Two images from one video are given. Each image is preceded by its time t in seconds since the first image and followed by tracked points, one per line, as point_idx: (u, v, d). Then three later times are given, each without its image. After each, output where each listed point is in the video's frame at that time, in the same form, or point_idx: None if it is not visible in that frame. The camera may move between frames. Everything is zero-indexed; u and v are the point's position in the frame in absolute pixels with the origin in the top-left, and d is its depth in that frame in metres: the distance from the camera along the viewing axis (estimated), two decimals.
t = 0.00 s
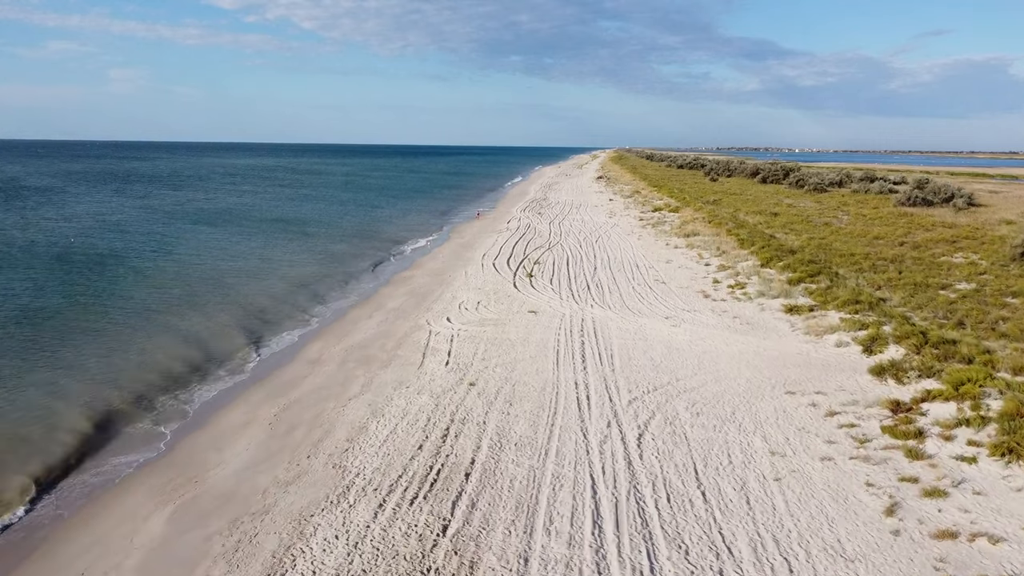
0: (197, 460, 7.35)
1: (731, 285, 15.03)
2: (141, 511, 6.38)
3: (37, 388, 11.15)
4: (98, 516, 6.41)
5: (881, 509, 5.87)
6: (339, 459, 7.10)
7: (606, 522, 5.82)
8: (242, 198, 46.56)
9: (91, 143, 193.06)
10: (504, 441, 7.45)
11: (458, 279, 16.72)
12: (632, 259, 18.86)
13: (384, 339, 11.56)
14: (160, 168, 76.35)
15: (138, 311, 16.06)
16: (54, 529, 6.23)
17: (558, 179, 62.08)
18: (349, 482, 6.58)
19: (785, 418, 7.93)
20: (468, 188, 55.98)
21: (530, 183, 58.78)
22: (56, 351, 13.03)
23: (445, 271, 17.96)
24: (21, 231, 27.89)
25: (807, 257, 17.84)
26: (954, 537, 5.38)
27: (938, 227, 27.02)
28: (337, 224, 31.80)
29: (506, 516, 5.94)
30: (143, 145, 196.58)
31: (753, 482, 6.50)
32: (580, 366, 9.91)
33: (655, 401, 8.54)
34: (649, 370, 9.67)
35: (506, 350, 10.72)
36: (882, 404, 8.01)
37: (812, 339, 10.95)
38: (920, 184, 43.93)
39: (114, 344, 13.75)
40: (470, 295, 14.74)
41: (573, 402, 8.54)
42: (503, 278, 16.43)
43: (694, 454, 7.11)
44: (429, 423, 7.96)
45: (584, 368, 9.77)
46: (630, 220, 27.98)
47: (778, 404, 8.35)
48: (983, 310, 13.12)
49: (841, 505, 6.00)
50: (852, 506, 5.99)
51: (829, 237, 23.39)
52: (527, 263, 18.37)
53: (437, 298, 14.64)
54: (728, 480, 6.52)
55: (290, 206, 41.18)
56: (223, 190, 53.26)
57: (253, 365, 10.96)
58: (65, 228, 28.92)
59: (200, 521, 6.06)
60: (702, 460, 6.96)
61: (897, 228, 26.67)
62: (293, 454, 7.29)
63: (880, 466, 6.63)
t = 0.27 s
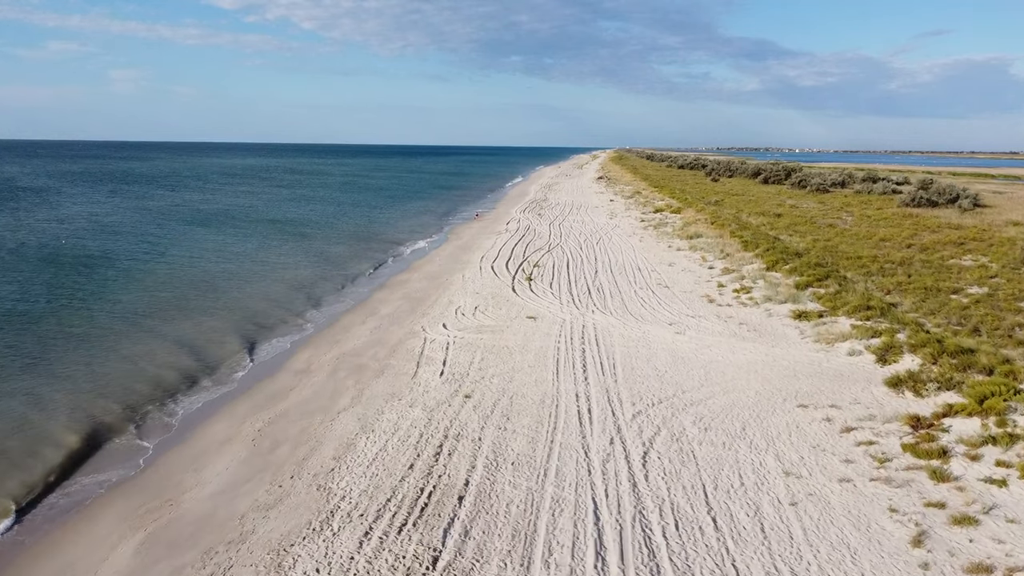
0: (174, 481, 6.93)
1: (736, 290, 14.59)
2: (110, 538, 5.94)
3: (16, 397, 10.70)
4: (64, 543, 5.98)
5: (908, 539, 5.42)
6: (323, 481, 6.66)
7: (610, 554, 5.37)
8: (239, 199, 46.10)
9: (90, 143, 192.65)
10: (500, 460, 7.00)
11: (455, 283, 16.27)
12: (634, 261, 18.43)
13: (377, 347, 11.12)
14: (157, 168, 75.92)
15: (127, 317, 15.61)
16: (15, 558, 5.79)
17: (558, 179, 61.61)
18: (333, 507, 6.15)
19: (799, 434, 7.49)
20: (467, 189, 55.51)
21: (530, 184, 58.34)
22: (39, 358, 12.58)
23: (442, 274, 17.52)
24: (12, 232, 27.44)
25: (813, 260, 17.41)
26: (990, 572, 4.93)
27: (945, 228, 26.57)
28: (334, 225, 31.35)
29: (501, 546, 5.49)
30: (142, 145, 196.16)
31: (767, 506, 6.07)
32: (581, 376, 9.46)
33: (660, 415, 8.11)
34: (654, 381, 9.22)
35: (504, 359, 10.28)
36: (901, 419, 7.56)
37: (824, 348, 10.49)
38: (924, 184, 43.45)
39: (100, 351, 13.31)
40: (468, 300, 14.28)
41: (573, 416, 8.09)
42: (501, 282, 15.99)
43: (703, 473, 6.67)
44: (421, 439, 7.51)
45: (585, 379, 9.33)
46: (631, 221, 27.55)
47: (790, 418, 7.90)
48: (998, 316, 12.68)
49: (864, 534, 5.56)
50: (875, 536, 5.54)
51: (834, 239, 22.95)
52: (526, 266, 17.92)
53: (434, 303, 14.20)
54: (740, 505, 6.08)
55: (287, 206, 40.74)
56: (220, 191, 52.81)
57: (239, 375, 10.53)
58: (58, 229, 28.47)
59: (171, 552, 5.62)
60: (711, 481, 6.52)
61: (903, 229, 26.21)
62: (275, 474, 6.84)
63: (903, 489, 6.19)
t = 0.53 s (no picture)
0: (147, 505, 6.50)
1: (742, 294, 14.15)
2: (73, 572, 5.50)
3: None
4: None
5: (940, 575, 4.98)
6: (306, 506, 6.20)
7: None
8: (235, 199, 45.65)
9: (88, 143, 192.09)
10: (496, 481, 6.55)
11: (452, 286, 15.82)
12: (636, 264, 17.99)
13: (369, 355, 10.68)
14: (155, 168, 75.49)
15: (114, 322, 15.17)
16: None
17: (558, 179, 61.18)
18: (316, 536, 5.70)
19: (815, 452, 7.05)
20: (466, 189, 55.07)
21: (530, 183, 57.92)
22: (20, 365, 12.13)
23: (439, 278, 17.07)
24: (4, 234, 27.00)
25: (820, 263, 16.96)
26: None
27: (952, 229, 26.12)
28: (331, 226, 30.92)
29: None
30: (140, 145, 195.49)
31: (783, 534, 5.62)
32: (582, 388, 9.00)
33: (667, 430, 7.67)
34: (658, 393, 8.77)
35: (501, 369, 9.84)
36: (923, 436, 7.11)
37: (836, 356, 10.04)
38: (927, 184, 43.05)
39: (84, 360, 12.86)
40: (465, 305, 13.84)
41: (575, 432, 7.65)
42: (500, 286, 15.56)
43: (714, 497, 6.23)
44: (412, 457, 7.06)
45: (587, 391, 8.89)
46: (632, 222, 27.11)
47: (804, 435, 7.44)
48: (1015, 321, 12.23)
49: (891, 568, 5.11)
50: (904, 570, 5.09)
51: (839, 240, 22.51)
52: (525, 269, 17.49)
53: (429, 308, 13.75)
54: (754, 533, 5.64)
55: (284, 207, 40.29)
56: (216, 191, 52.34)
57: (226, 385, 10.09)
58: (50, 231, 28.04)
59: None
60: (723, 506, 6.07)
61: (908, 230, 25.80)
62: (255, 498, 6.39)
63: (930, 515, 5.75)
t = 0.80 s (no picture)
0: (117, 534, 6.06)
1: (748, 299, 13.71)
2: None
3: None
4: None
5: None
6: (285, 535, 5.75)
7: None
8: (232, 200, 45.21)
9: (87, 143, 191.73)
10: (491, 506, 6.10)
11: (449, 291, 15.37)
12: (638, 267, 17.56)
13: (360, 364, 10.24)
14: (152, 169, 75.05)
15: (100, 329, 14.73)
16: None
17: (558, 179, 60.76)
18: (294, 569, 5.24)
19: (832, 472, 6.61)
20: (465, 190, 54.38)
21: (529, 184, 57.49)
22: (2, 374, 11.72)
23: (436, 282, 16.63)
24: None
25: (827, 266, 16.52)
26: None
27: (958, 231, 25.67)
28: (327, 228, 30.48)
29: None
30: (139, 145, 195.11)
31: (802, 567, 5.18)
32: (583, 401, 8.56)
33: (673, 447, 7.24)
34: (663, 407, 8.33)
35: (498, 379, 9.40)
36: (947, 455, 6.66)
37: (849, 366, 9.60)
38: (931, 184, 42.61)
39: (67, 369, 12.43)
40: (462, 310, 13.40)
41: (575, 450, 7.21)
42: (498, 290, 15.12)
43: (726, 524, 5.78)
44: (402, 479, 6.61)
45: (588, 404, 8.46)
46: (633, 223, 26.69)
47: (819, 454, 7.00)
48: None
49: None
50: None
51: (845, 242, 22.06)
52: (524, 272, 17.04)
53: (425, 314, 13.30)
54: (770, 566, 5.20)
55: (281, 208, 39.86)
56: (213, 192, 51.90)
57: (209, 396, 9.64)
58: (42, 232, 27.62)
59: None
60: (736, 535, 5.63)
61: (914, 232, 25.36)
62: (232, 526, 5.94)
63: (962, 546, 5.29)
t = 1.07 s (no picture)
0: (82, 563, 5.61)
1: (754, 303, 13.27)
2: None
3: None
4: None
5: None
6: (262, 567, 5.30)
7: None
8: (229, 200, 44.78)
9: (86, 143, 191.28)
10: (486, 535, 5.65)
11: (446, 295, 14.92)
12: (640, 270, 17.13)
13: (350, 374, 9.79)
14: (150, 169, 74.61)
15: (87, 334, 14.30)
16: None
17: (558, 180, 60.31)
18: None
19: (852, 495, 6.17)
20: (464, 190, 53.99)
21: (529, 184, 57.04)
22: None
23: (432, 286, 16.18)
24: None
25: (835, 269, 16.07)
26: None
27: (966, 233, 25.20)
28: (324, 229, 30.02)
29: None
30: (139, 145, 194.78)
31: None
32: (585, 415, 8.12)
33: (681, 466, 6.79)
34: (669, 422, 7.89)
35: (496, 391, 8.97)
36: (976, 477, 6.20)
37: (863, 376, 9.16)
38: (935, 184, 42.16)
39: (50, 377, 12.01)
40: (459, 316, 12.95)
41: (576, 470, 6.77)
42: (496, 294, 14.68)
43: (739, 555, 5.34)
44: (391, 503, 6.15)
45: (589, 417, 8.03)
46: (634, 224, 26.26)
47: (837, 475, 6.55)
48: None
49: None
50: None
51: (851, 245, 21.59)
52: (523, 275, 16.60)
53: (420, 320, 12.86)
54: None
55: (278, 208, 39.43)
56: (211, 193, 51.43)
57: (192, 408, 9.19)
58: (34, 233, 27.18)
59: None
60: (752, 568, 5.17)
61: (920, 234, 24.92)
62: (206, 557, 5.49)
63: None
